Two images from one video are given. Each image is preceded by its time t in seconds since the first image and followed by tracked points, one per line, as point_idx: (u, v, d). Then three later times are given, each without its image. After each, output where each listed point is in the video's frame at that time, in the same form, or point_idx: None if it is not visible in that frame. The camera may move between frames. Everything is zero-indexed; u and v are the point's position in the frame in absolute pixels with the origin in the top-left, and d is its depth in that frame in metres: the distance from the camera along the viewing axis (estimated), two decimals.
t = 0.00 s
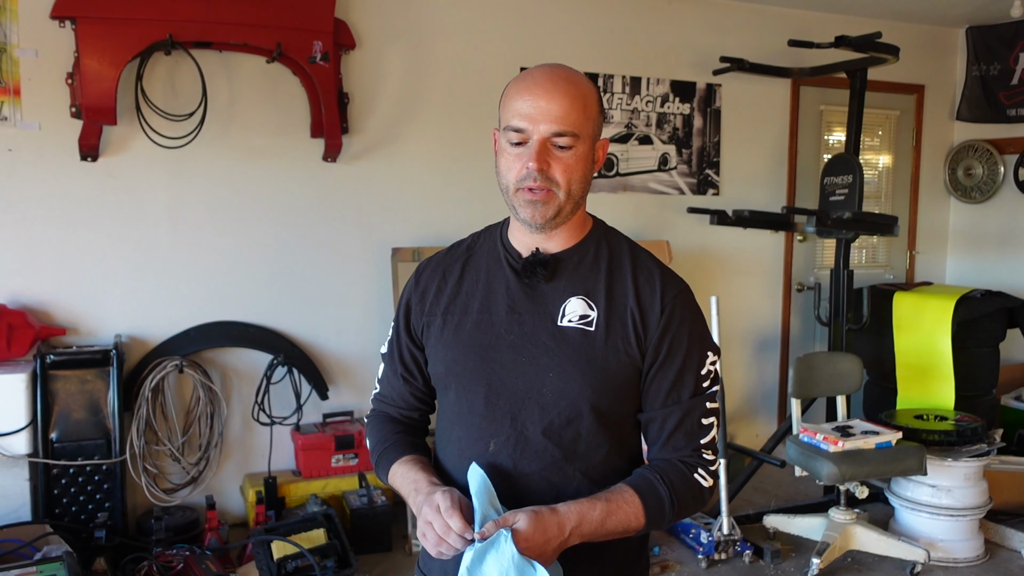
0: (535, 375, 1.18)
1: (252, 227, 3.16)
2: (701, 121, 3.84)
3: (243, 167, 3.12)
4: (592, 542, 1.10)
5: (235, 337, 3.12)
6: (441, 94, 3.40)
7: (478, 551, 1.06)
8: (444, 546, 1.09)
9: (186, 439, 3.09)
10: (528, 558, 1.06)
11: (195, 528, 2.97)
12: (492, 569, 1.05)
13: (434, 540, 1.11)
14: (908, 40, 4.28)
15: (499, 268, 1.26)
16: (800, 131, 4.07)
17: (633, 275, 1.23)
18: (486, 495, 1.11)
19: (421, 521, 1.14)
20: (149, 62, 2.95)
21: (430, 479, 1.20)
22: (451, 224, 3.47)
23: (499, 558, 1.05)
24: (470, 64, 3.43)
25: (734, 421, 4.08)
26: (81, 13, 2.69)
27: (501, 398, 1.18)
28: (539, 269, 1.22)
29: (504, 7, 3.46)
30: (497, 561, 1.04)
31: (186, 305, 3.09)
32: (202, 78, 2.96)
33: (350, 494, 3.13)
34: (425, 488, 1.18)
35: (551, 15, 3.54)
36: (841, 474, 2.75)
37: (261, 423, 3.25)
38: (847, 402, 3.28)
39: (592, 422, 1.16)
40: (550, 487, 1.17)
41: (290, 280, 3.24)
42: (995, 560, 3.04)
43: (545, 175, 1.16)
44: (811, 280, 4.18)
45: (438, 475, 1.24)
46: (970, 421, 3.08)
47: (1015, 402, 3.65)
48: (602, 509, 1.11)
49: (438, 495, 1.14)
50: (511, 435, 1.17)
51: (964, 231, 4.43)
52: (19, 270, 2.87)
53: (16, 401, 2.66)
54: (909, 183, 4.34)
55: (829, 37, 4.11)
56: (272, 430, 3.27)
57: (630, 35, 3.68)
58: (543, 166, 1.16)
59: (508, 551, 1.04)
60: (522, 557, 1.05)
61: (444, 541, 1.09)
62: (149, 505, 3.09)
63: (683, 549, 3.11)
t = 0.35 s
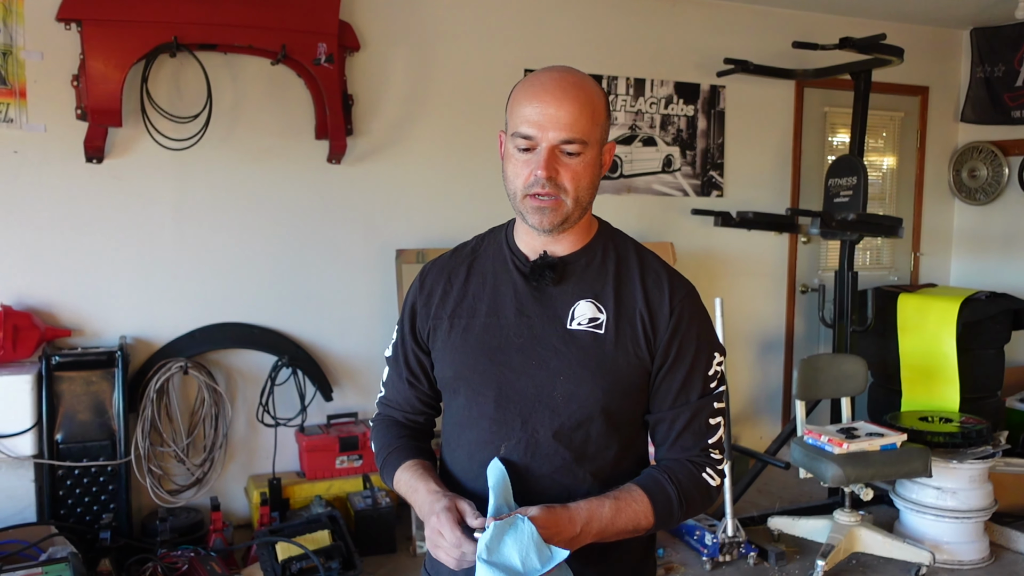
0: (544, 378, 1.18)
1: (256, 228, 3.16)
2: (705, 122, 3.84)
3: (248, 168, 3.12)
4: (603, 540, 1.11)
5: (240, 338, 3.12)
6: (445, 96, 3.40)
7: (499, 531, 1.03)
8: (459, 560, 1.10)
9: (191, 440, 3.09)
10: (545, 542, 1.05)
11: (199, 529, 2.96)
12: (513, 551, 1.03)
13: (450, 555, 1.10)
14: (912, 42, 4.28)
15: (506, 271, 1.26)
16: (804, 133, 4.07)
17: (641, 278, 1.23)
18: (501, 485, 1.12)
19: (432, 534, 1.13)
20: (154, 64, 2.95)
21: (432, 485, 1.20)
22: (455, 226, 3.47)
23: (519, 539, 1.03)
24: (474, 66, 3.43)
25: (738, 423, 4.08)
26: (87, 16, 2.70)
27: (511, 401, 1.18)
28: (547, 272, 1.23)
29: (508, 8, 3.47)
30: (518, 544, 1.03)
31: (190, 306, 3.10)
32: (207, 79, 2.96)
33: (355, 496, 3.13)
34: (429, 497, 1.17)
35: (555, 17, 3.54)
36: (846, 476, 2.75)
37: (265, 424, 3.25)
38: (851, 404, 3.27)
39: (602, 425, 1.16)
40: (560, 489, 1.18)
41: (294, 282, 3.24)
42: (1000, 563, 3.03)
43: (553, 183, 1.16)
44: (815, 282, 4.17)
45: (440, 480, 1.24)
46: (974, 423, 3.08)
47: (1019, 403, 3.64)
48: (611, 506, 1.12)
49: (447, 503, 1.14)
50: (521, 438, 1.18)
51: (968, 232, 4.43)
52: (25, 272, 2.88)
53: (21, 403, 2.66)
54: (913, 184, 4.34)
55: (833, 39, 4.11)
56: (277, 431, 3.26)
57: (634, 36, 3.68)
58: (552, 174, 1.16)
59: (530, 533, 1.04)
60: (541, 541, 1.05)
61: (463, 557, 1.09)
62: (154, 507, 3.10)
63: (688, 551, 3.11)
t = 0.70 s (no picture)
0: (550, 381, 1.18)
1: (261, 229, 3.17)
2: (709, 124, 3.85)
3: (252, 170, 3.13)
4: (609, 539, 1.11)
5: (244, 339, 3.13)
6: (449, 97, 3.41)
7: (506, 513, 1.05)
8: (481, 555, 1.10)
9: (195, 441, 3.10)
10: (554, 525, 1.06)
11: (204, 529, 2.98)
12: (522, 532, 1.03)
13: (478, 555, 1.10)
14: (915, 43, 4.28)
15: (511, 274, 1.27)
16: (808, 134, 4.07)
17: (645, 280, 1.24)
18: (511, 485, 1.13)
19: (453, 539, 1.12)
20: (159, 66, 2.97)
21: (437, 488, 1.19)
22: (459, 227, 3.48)
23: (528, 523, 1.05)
24: (478, 67, 3.44)
25: (741, 425, 4.08)
26: (92, 18, 2.71)
27: (517, 404, 1.19)
28: (552, 275, 1.23)
29: (511, 10, 3.47)
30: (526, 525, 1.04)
31: (195, 307, 3.11)
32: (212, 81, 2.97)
33: (359, 496, 3.14)
34: (439, 501, 1.17)
35: (558, 19, 3.55)
36: (850, 477, 2.75)
37: (270, 425, 3.26)
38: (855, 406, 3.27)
39: (607, 427, 1.17)
40: (566, 491, 1.18)
41: (299, 283, 3.25)
42: (1003, 564, 3.03)
43: (556, 186, 1.17)
44: (819, 283, 4.17)
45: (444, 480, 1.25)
46: (978, 424, 3.07)
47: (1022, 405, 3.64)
48: (615, 506, 1.13)
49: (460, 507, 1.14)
50: (526, 440, 1.18)
51: (972, 233, 4.42)
52: (31, 273, 2.90)
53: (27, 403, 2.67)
54: (916, 186, 4.34)
55: (836, 40, 4.11)
56: (281, 431, 3.27)
57: (638, 38, 3.69)
58: (555, 178, 1.16)
59: (537, 513, 1.05)
60: (550, 525, 1.06)
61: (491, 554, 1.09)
62: (159, 507, 3.11)
63: (691, 551, 3.11)
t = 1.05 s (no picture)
0: (549, 378, 1.19)
1: (263, 229, 3.18)
2: (710, 123, 3.85)
3: (254, 170, 3.14)
4: (604, 539, 1.11)
5: (246, 338, 3.14)
6: (451, 97, 3.41)
7: (501, 553, 1.04)
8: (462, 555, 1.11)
9: (198, 440, 3.10)
10: (551, 553, 1.06)
11: (206, 528, 2.98)
12: (516, 568, 1.04)
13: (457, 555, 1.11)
14: (917, 43, 4.27)
15: (511, 271, 1.27)
16: (810, 134, 4.07)
17: (646, 277, 1.24)
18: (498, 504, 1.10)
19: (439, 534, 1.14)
20: (162, 66, 2.97)
21: (439, 487, 1.20)
22: (461, 227, 3.48)
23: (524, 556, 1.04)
24: (480, 67, 3.44)
25: (743, 424, 4.08)
26: (95, 18, 2.72)
27: (517, 401, 1.19)
28: (552, 272, 1.24)
29: (513, 10, 3.48)
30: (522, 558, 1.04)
31: (197, 307, 3.11)
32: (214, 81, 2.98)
33: (361, 496, 3.15)
34: (437, 498, 1.18)
35: (560, 18, 3.55)
36: (852, 476, 2.74)
37: (272, 424, 3.26)
38: (857, 405, 3.27)
39: (607, 424, 1.17)
40: (566, 488, 1.18)
41: (301, 282, 3.26)
42: (1006, 564, 3.03)
43: (555, 185, 1.17)
44: (821, 283, 4.17)
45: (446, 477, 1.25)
46: (980, 424, 3.07)
47: None
48: (612, 506, 1.13)
49: (452, 511, 1.14)
50: (526, 438, 1.18)
51: (975, 233, 4.42)
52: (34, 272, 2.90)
53: (30, 403, 2.68)
54: (919, 185, 4.33)
55: (838, 40, 4.11)
56: (283, 431, 3.28)
57: (639, 37, 3.69)
58: (554, 177, 1.17)
59: (530, 545, 1.04)
60: (546, 552, 1.05)
61: (469, 553, 1.10)
62: (162, 506, 3.11)
63: (693, 551, 3.11)
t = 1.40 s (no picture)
0: (545, 378, 1.18)
1: (261, 228, 3.18)
2: (710, 122, 3.84)
3: (253, 168, 3.14)
4: (603, 535, 1.11)
5: (245, 337, 3.13)
6: (450, 96, 3.41)
7: (499, 525, 1.04)
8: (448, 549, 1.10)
9: (196, 439, 3.10)
10: (548, 530, 1.06)
11: (205, 527, 2.98)
12: (516, 540, 1.03)
13: (445, 552, 1.10)
14: (917, 42, 4.27)
15: (506, 270, 1.27)
16: (809, 132, 4.07)
17: (642, 276, 1.24)
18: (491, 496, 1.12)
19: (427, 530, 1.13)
20: (160, 65, 2.97)
21: (432, 486, 1.19)
22: (460, 226, 3.48)
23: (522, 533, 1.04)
24: (479, 66, 3.44)
25: (742, 423, 4.08)
26: (93, 16, 2.71)
27: (512, 401, 1.19)
28: (548, 270, 1.23)
29: (512, 8, 3.47)
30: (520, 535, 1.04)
31: (196, 306, 3.11)
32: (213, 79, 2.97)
33: (359, 495, 3.15)
34: (428, 496, 1.18)
35: (559, 17, 3.55)
36: (850, 475, 2.74)
37: (270, 423, 3.26)
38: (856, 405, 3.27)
39: (603, 423, 1.17)
40: (562, 488, 1.18)
41: (299, 281, 3.25)
42: (1004, 563, 3.03)
43: (547, 187, 1.17)
44: (820, 282, 4.17)
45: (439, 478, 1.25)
46: (979, 423, 3.07)
47: None
48: (610, 504, 1.12)
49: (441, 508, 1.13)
50: (522, 437, 1.18)
51: (974, 232, 4.42)
52: (32, 271, 2.90)
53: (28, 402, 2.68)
54: (918, 185, 4.33)
55: (838, 39, 4.11)
56: (282, 430, 3.28)
57: (638, 37, 3.68)
58: (546, 179, 1.16)
59: (529, 522, 1.04)
60: (544, 528, 1.05)
61: (457, 549, 1.09)
62: (160, 505, 3.11)
63: (691, 550, 3.11)
